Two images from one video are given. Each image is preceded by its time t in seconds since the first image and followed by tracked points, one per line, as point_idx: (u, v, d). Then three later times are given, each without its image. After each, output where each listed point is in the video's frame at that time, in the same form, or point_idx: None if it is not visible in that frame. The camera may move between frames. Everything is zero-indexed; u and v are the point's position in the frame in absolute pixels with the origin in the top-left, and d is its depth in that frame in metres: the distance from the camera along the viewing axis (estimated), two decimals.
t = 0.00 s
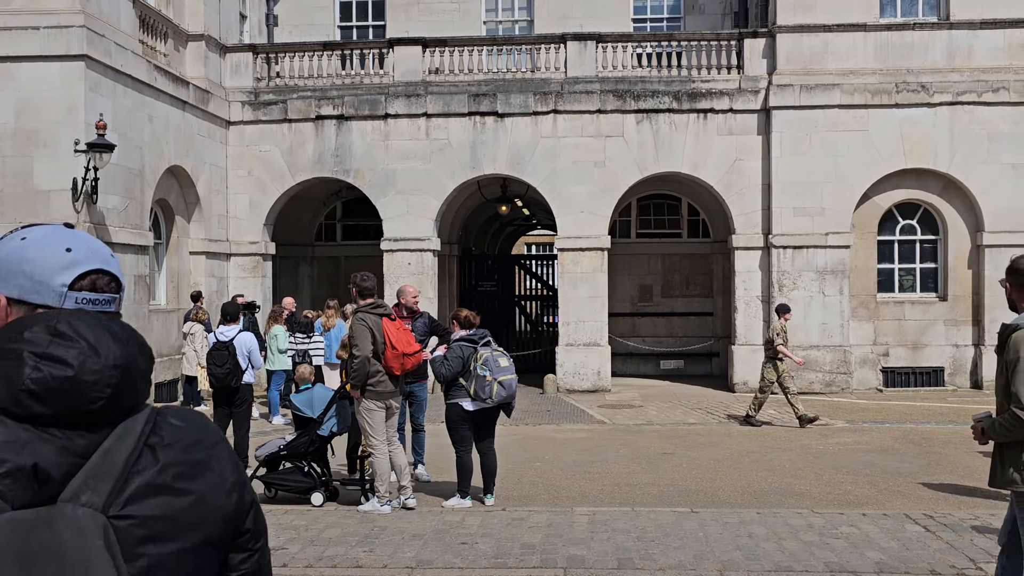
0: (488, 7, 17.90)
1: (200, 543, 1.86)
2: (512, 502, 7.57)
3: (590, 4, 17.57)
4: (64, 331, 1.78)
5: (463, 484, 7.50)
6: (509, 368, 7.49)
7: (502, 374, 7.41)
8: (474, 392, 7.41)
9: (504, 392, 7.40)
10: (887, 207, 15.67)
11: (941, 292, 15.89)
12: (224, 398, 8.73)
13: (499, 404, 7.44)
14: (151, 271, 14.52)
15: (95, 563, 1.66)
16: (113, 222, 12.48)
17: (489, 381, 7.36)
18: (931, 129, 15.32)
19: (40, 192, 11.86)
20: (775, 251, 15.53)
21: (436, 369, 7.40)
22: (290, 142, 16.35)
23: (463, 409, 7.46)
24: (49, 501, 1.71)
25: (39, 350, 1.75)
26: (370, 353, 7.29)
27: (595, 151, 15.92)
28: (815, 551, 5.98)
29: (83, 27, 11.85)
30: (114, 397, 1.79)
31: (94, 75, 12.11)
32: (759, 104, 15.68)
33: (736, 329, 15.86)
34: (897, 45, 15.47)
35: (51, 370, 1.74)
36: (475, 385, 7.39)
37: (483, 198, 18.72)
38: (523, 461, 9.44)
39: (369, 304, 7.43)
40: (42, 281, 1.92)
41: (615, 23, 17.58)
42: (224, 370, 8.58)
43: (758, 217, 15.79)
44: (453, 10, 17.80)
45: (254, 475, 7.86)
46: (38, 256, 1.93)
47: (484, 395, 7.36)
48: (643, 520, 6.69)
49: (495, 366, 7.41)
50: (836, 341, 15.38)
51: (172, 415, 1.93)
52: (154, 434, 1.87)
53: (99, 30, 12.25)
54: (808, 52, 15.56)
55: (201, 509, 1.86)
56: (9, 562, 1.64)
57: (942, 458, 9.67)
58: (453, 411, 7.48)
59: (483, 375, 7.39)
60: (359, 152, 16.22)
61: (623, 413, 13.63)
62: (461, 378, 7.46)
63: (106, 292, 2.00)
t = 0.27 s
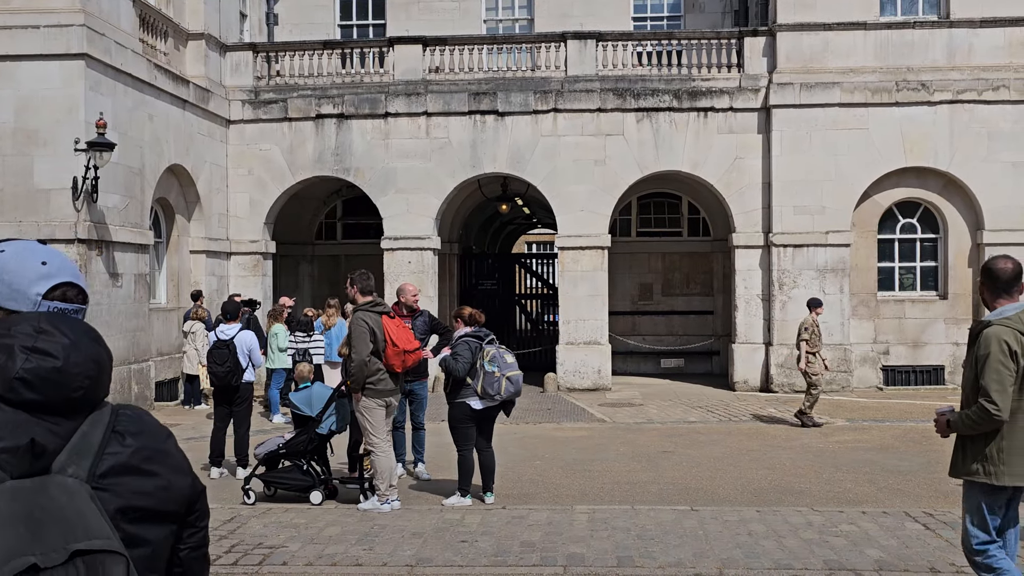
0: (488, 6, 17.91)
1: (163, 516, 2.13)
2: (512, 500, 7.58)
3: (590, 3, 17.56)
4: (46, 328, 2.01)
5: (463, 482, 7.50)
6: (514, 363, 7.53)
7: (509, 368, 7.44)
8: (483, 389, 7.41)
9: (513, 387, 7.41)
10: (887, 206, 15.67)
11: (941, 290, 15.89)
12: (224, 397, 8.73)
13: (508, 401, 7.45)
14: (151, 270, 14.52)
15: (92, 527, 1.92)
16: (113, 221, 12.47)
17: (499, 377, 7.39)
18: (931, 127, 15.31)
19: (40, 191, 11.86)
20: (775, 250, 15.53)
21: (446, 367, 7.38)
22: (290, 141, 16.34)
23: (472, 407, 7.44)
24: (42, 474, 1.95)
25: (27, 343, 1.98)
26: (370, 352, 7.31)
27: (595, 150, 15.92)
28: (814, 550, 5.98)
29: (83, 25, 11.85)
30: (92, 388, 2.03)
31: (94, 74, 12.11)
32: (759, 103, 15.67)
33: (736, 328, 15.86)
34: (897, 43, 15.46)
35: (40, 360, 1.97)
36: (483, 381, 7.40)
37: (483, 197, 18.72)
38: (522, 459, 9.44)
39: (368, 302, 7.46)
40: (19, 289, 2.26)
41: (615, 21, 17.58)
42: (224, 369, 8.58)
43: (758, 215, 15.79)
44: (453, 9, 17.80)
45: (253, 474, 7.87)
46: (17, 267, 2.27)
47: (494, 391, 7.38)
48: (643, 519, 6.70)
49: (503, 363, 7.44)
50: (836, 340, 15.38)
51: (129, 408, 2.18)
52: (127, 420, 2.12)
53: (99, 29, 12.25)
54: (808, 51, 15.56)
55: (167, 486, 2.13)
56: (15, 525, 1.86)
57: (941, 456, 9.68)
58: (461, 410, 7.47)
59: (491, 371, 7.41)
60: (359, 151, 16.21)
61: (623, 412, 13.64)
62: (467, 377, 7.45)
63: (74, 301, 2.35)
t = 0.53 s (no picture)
0: (490, 5, 17.91)
1: (91, 488, 2.62)
2: (514, 498, 7.58)
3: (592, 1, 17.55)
4: None
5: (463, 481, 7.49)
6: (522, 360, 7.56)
7: (517, 364, 7.48)
8: (491, 384, 7.43)
9: (522, 383, 7.43)
10: (889, 204, 15.65)
11: (944, 289, 15.86)
12: (226, 395, 8.74)
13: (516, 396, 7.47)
14: (153, 268, 14.52)
15: (23, 500, 2.38)
16: (114, 220, 12.47)
17: (507, 373, 7.41)
18: (933, 125, 15.29)
19: (42, 189, 11.87)
20: (777, 248, 15.51)
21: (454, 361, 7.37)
22: (292, 140, 16.34)
23: (479, 404, 7.47)
24: None
25: None
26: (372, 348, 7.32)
27: (596, 148, 15.91)
28: (816, 548, 5.97)
29: (85, 24, 11.86)
30: (20, 369, 2.50)
31: (95, 73, 12.12)
32: (761, 102, 15.66)
33: (738, 327, 15.86)
34: (899, 41, 15.45)
35: None
36: (492, 377, 7.42)
37: (485, 195, 18.71)
38: (524, 458, 9.44)
39: (368, 298, 7.48)
40: None
41: (617, 20, 17.57)
42: (226, 368, 8.58)
43: (760, 214, 15.78)
44: (454, 7, 17.80)
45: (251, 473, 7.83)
46: None
47: (503, 386, 7.40)
48: (644, 517, 6.70)
49: (511, 358, 7.46)
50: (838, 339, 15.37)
51: (60, 391, 2.67)
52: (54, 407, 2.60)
53: (101, 28, 12.26)
54: (810, 49, 15.56)
55: (92, 464, 2.62)
56: None
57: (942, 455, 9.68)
58: (467, 407, 7.46)
59: (500, 367, 7.43)
60: (361, 149, 16.22)
61: (624, 410, 13.64)
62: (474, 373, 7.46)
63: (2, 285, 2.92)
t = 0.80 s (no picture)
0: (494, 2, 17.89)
1: (56, 468, 3.05)
2: (517, 495, 7.58)
3: None
4: None
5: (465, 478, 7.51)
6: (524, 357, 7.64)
7: (521, 361, 7.55)
8: (496, 380, 7.44)
9: (526, 378, 7.49)
10: (893, 201, 15.61)
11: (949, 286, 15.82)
12: (231, 393, 8.75)
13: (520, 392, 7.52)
14: (157, 265, 14.54)
15: None
16: (118, 217, 12.49)
17: (513, 368, 7.45)
18: (938, 122, 15.25)
19: (46, 187, 11.88)
20: (781, 246, 15.48)
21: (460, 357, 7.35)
22: (295, 137, 16.35)
23: (485, 401, 7.46)
24: None
25: None
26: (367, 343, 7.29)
27: (600, 146, 15.89)
28: (819, 545, 5.96)
29: (88, 22, 11.87)
30: None
31: (99, 71, 12.13)
32: (765, 99, 15.63)
33: (742, 324, 15.84)
34: (904, 38, 15.41)
35: None
36: (497, 373, 7.44)
37: (488, 193, 18.70)
38: (526, 455, 9.45)
39: (365, 295, 7.52)
40: None
41: (621, 17, 17.54)
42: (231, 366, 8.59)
43: (764, 211, 15.75)
44: (458, 5, 17.79)
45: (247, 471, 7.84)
46: None
47: (509, 382, 7.43)
48: (646, 514, 6.69)
49: (515, 353, 7.53)
50: (842, 336, 15.34)
51: (24, 383, 3.11)
52: (16, 397, 3.02)
53: (104, 26, 12.27)
54: (814, 46, 15.52)
55: (54, 447, 3.06)
56: None
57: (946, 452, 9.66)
58: (473, 404, 7.45)
59: (505, 362, 7.47)
60: (364, 147, 16.22)
61: (628, 408, 13.64)
62: (480, 369, 7.46)
63: None
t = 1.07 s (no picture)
0: None
1: (36, 463, 2.74)
2: (523, 493, 7.55)
3: None
4: None
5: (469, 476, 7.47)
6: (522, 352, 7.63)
7: (521, 356, 7.54)
8: (497, 377, 7.41)
9: (527, 374, 7.51)
10: (901, 197, 15.53)
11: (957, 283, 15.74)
12: (237, 391, 8.74)
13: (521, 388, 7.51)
14: (164, 262, 14.55)
15: None
16: (125, 215, 12.50)
17: (514, 365, 7.44)
18: (946, 118, 15.16)
19: (52, 184, 11.88)
20: (788, 242, 15.41)
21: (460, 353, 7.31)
22: (301, 134, 16.34)
23: (487, 399, 7.41)
24: None
25: None
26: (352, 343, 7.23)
27: (606, 142, 15.84)
28: (825, 545, 5.92)
29: (94, 19, 11.87)
30: None
31: (105, 68, 12.13)
32: (772, 95, 15.57)
33: (749, 321, 15.77)
34: (912, 34, 15.32)
35: None
36: (498, 369, 7.42)
37: (494, 189, 18.66)
38: (532, 453, 9.43)
39: (349, 295, 7.45)
40: None
41: (628, 13, 17.49)
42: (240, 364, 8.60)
43: (771, 208, 15.69)
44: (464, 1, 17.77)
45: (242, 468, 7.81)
46: None
47: (511, 378, 7.41)
48: (652, 512, 6.66)
49: (516, 350, 7.53)
50: (849, 333, 15.28)
51: None
52: None
53: (110, 23, 12.27)
54: (822, 42, 15.44)
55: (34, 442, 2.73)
56: None
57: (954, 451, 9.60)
58: (476, 402, 7.40)
59: (506, 359, 7.45)
60: (370, 144, 16.20)
61: (634, 405, 13.60)
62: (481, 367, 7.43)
63: None
